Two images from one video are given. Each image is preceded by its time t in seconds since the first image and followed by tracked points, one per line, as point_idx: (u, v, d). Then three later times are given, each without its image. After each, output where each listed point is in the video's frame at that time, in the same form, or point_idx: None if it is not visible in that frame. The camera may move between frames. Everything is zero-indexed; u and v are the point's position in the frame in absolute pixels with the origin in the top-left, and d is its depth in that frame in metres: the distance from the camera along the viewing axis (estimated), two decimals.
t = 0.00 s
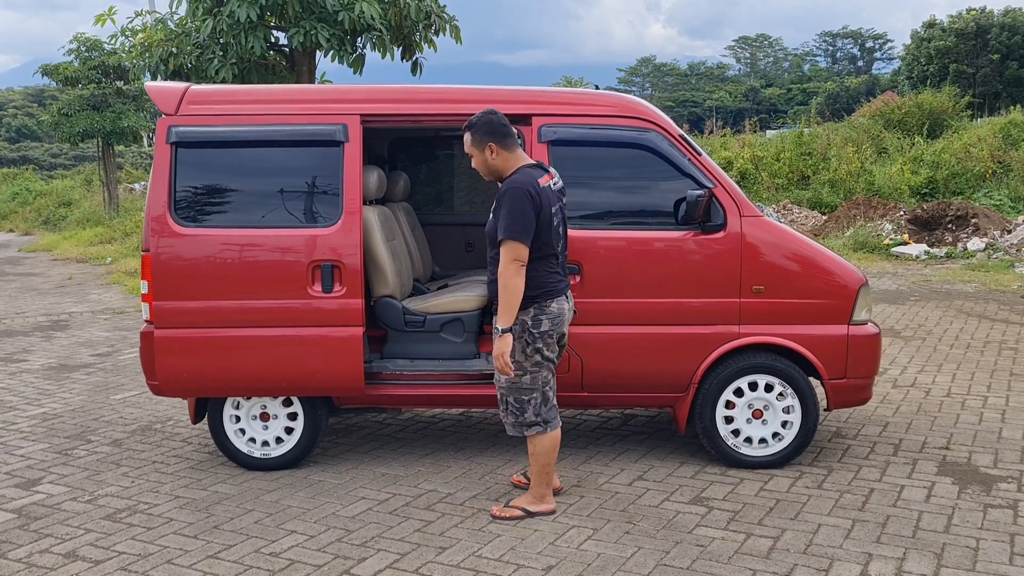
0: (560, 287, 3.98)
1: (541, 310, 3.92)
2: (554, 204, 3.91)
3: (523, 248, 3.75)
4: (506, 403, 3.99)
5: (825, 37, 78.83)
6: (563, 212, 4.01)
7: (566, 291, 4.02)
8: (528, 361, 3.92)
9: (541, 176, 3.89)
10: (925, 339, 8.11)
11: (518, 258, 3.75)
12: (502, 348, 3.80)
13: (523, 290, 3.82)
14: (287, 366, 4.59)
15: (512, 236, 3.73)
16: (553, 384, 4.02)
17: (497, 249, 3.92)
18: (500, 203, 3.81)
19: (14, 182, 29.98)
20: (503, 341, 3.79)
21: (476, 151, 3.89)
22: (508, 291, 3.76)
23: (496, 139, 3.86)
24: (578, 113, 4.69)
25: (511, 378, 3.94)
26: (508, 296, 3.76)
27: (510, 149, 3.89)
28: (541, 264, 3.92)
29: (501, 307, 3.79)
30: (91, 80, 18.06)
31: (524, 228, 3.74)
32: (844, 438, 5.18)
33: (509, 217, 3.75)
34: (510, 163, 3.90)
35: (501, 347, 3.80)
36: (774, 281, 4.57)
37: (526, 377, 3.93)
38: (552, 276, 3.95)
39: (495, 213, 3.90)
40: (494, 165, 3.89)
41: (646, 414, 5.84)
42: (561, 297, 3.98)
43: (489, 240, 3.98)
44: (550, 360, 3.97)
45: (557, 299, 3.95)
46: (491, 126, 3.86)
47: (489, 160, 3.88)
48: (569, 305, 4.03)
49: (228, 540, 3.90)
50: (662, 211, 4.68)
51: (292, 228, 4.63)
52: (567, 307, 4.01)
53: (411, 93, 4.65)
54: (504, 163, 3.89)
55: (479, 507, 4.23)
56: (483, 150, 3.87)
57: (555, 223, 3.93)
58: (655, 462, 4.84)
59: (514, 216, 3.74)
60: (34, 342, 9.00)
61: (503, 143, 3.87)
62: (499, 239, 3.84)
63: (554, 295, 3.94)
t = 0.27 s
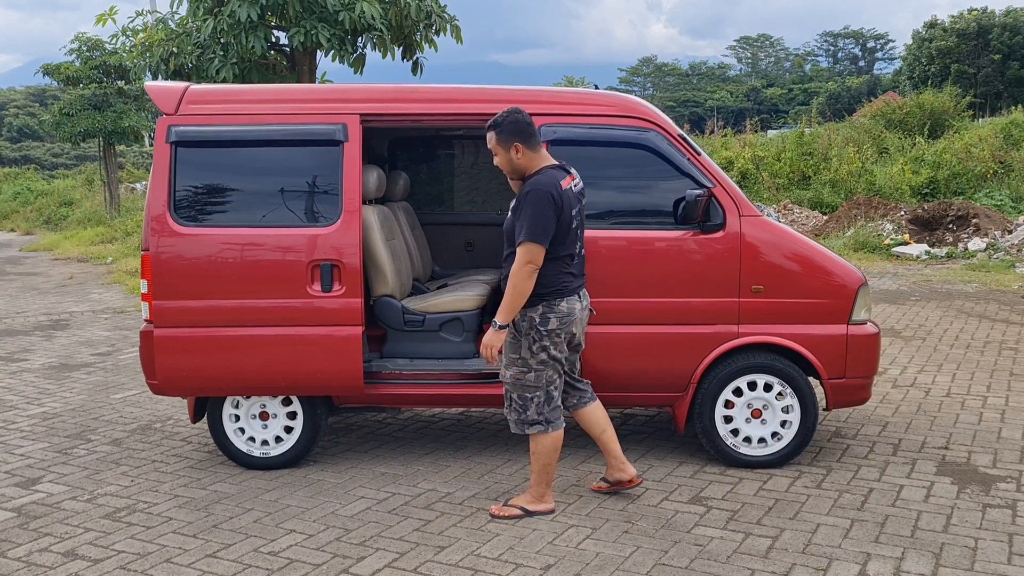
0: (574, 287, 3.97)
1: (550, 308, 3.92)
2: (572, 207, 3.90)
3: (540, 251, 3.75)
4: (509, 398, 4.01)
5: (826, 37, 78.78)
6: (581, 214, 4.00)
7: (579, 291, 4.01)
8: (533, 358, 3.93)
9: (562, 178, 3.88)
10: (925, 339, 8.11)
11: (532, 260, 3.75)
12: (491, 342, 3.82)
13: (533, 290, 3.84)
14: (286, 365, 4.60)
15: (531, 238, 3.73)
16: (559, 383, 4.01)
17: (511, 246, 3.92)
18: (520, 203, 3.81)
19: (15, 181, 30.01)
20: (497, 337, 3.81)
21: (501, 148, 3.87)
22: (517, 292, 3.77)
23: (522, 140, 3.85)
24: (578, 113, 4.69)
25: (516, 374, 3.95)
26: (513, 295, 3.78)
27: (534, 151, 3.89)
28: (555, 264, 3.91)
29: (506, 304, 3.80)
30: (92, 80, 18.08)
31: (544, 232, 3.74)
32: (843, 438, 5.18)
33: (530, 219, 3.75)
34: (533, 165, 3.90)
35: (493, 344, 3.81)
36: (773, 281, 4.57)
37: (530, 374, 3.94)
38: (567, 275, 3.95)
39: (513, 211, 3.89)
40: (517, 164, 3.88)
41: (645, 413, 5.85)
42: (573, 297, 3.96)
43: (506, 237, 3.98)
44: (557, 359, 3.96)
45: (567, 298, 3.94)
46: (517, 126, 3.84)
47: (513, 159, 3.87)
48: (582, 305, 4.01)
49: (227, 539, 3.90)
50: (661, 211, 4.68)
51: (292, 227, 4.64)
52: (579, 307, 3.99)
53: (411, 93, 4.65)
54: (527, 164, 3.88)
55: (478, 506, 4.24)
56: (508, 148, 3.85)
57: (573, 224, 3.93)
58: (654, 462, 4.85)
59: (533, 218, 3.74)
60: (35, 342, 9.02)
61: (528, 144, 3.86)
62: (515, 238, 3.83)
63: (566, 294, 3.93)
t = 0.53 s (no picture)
0: (593, 287, 3.95)
1: (567, 307, 3.91)
2: (593, 206, 3.89)
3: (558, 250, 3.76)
4: (519, 394, 4.04)
5: (827, 37, 78.72)
6: (605, 215, 3.98)
7: (600, 291, 3.99)
8: (545, 356, 3.93)
9: (584, 178, 3.88)
10: (925, 339, 8.11)
11: (548, 259, 3.76)
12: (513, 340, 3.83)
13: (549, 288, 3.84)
14: (286, 365, 4.60)
15: (546, 236, 3.73)
16: (570, 384, 4.01)
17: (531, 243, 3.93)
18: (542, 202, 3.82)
19: (16, 180, 30.03)
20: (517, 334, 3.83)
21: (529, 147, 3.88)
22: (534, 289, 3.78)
23: (550, 140, 3.86)
24: (577, 113, 4.69)
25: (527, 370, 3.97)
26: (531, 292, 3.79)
27: (562, 152, 3.90)
28: (573, 264, 3.91)
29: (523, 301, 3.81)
30: (93, 79, 18.08)
31: (560, 231, 3.74)
32: (842, 438, 5.17)
33: (548, 218, 3.75)
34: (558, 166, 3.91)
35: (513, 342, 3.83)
36: (772, 281, 4.57)
37: (540, 372, 3.94)
38: (586, 275, 3.93)
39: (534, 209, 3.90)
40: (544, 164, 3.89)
41: (644, 413, 5.85)
42: (593, 297, 3.94)
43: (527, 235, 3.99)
44: (571, 359, 3.95)
45: (585, 297, 3.92)
46: (544, 126, 3.86)
47: (540, 159, 3.88)
48: (603, 306, 3.98)
49: (226, 539, 3.90)
50: (660, 211, 4.67)
51: (292, 227, 4.64)
52: (599, 309, 3.96)
53: (409, 92, 4.65)
54: (553, 165, 3.90)
55: (477, 506, 4.24)
56: (536, 148, 3.87)
57: (594, 224, 3.92)
58: (653, 462, 4.84)
59: (551, 216, 3.74)
60: (35, 341, 9.02)
61: (554, 145, 3.87)
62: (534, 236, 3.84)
63: (584, 294, 3.92)
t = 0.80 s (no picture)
0: (617, 285, 3.95)
1: (593, 307, 3.91)
2: (616, 202, 3.89)
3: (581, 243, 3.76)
4: (541, 392, 4.05)
5: (827, 37, 78.72)
6: (628, 211, 3.99)
7: (625, 291, 3.98)
8: (568, 356, 3.94)
9: (605, 174, 3.90)
10: (925, 339, 8.11)
11: (573, 253, 3.76)
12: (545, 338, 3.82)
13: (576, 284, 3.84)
14: (286, 365, 4.60)
15: (570, 229, 3.75)
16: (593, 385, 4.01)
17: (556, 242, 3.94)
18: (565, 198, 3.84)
19: (17, 181, 30.05)
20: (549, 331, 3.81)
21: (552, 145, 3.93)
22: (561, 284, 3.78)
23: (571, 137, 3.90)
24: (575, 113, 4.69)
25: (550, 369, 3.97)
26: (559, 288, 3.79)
27: (584, 148, 3.93)
28: (598, 261, 3.91)
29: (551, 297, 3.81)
30: (93, 79, 18.08)
31: (584, 223, 3.75)
32: (841, 439, 5.17)
33: (572, 212, 3.76)
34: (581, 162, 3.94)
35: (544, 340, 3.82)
36: (770, 281, 4.57)
37: (563, 372, 3.95)
38: (610, 273, 3.93)
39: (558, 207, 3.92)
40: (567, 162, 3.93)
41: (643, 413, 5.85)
42: (619, 296, 3.94)
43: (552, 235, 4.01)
44: (595, 360, 3.95)
45: (611, 298, 3.92)
46: (566, 123, 3.89)
47: (563, 157, 3.92)
48: (629, 307, 3.98)
49: (224, 539, 3.91)
50: (659, 211, 4.68)
51: (293, 227, 4.64)
52: (625, 309, 3.96)
53: (408, 92, 4.65)
54: (575, 161, 3.93)
55: (475, 506, 4.24)
56: (558, 145, 3.91)
57: (616, 219, 3.91)
58: (651, 462, 4.85)
59: (574, 210, 3.75)
60: (35, 341, 9.03)
61: (576, 141, 3.90)
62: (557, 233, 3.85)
63: (609, 293, 3.92)
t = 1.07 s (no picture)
0: (623, 284, 3.95)
1: (598, 305, 3.92)
2: (624, 200, 3.90)
3: (590, 239, 3.77)
4: (544, 390, 4.05)
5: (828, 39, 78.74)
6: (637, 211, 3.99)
7: (631, 290, 3.98)
8: (573, 353, 3.94)
9: (614, 172, 3.91)
10: (924, 341, 8.11)
11: (582, 248, 3.77)
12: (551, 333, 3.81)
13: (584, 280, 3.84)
14: (285, 366, 4.61)
15: (579, 224, 3.75)
16: (597, 384, 4.01)
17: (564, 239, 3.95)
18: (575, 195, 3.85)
19: (18, 181, 30.08)
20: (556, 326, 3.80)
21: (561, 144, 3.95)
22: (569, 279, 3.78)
23: (580, 135, 3.91)
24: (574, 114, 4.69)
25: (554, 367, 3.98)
26: (566, 283, 3.79)
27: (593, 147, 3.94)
28: (606, 259, 3.91)
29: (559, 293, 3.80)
30: (94, 81, 18.09)
31: (593, 219, 3.76)
32: (840, 440, 5.17)
33: (581, 208, 3.77)
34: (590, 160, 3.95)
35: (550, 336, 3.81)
36: (769, 282, 4.57)
37: (567, 369, 3.95)
38: (617, 272, 3.93)
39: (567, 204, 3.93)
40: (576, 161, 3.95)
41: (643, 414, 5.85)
42: (624, 295, 3.94)
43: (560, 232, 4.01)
44: (599, 358, 3.95)
45: (617, 296, 3.92)
46: (576, 121, 3.90)
47: (572, 155, 3.94)
48: (634, 306, 3.98)
49: (223, 539, 3.91)
50: (658, 212, 4.68)
51: (293, 228, 4.65)
52: (630, 309, 3.96)
53: (408, 94, 4.65)
54: (584, 158, 3.94)
55: (474, 507, 4.24)
56: (567, 144, 3.93)
57: (624, 218, 3.91)
58: (650, 463, 4.85)
59: (584, 206, 3.76)
60: (35, 342, 9.04)
61: (586, 139, 3.91)
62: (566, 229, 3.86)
63: (616, 292, 3.92)
